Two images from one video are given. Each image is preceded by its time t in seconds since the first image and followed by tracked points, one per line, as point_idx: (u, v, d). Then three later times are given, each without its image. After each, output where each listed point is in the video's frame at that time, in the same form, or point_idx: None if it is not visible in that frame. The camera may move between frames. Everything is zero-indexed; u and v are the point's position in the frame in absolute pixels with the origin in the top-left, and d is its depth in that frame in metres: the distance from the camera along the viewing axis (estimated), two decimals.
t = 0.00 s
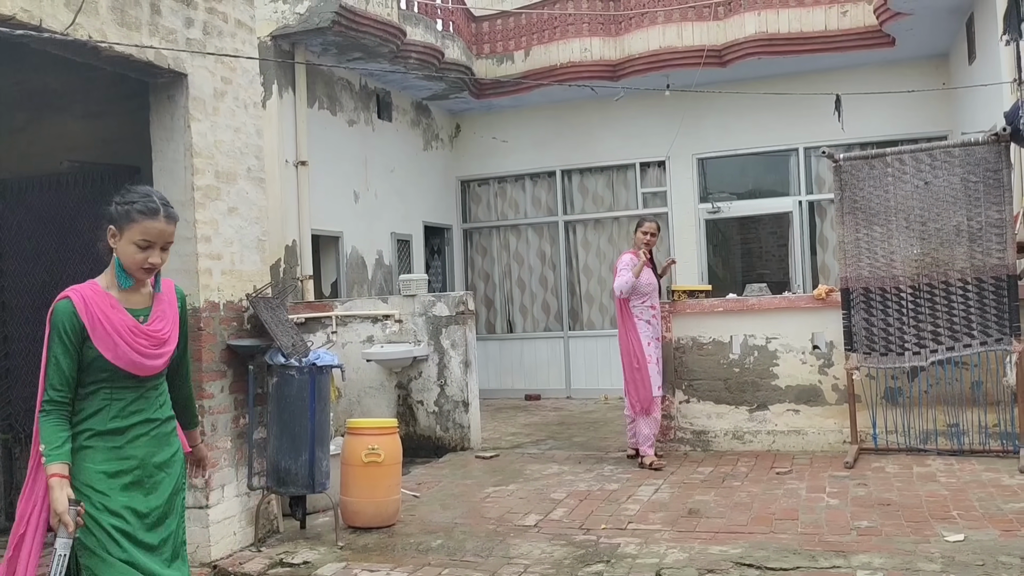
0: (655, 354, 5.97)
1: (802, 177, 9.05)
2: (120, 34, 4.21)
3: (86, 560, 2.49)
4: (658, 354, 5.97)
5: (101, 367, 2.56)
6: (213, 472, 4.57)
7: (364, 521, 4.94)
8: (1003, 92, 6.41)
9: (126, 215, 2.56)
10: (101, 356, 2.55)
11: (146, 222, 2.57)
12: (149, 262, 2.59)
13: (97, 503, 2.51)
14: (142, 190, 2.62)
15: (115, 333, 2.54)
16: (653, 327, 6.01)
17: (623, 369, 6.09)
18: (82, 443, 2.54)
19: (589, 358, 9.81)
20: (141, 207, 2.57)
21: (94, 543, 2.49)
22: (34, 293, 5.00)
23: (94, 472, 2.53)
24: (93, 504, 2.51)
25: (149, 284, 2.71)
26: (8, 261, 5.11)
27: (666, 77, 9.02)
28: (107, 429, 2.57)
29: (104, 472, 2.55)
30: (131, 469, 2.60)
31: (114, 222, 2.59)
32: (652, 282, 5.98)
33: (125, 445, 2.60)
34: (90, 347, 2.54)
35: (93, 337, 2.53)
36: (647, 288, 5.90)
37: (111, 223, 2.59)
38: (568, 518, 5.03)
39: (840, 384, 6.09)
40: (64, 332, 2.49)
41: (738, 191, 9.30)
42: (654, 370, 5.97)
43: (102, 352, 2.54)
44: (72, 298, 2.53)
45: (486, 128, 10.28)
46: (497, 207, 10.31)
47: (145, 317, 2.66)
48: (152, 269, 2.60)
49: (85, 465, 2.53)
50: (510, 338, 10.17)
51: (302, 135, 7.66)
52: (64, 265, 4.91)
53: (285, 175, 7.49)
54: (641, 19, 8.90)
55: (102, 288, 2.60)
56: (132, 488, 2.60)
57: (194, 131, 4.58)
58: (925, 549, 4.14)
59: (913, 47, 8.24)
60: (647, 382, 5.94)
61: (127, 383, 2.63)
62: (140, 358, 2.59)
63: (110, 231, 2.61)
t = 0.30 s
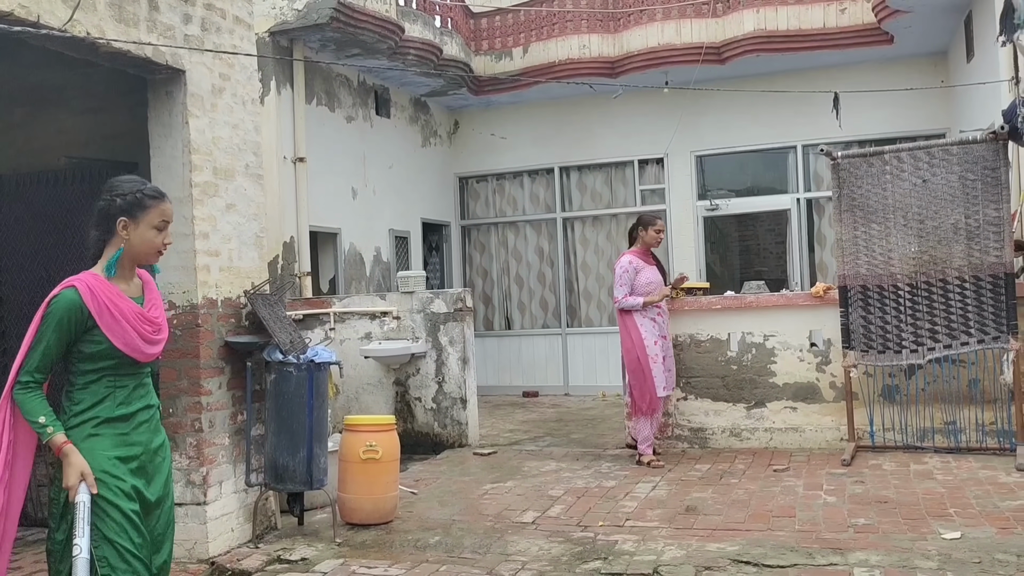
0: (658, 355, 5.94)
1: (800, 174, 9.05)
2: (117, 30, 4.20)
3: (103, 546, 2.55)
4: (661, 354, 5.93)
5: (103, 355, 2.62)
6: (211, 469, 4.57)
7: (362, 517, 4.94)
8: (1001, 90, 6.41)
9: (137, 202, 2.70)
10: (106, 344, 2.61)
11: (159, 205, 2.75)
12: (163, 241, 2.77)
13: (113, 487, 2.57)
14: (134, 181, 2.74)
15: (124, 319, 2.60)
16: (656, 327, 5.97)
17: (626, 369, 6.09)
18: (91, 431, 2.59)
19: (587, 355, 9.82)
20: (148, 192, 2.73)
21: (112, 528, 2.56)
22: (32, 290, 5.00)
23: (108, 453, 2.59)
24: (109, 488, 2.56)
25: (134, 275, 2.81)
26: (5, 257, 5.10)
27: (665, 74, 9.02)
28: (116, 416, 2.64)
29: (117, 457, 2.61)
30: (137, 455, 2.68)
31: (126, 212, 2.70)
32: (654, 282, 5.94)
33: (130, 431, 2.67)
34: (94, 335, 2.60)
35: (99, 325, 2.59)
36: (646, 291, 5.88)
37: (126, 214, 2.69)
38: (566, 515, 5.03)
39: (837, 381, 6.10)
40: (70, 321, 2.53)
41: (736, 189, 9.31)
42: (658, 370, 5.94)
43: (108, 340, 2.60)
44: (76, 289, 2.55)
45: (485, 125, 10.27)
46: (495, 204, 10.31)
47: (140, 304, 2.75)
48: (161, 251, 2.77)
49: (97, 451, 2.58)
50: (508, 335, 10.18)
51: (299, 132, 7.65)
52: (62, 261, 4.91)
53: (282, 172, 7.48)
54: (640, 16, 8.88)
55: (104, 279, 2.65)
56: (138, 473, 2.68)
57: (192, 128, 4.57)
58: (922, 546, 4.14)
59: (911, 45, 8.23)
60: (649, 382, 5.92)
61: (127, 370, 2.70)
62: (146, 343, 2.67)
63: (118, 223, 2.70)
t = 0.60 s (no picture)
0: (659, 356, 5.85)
1: (799, 172, 9.05)
2: (116, 28, 4.18)
3: (107, 545, 2.59)
4: (662, 356, 5.83)
5: (114, 351, 2.65)
6: (211, 467, 4.57)
7: (361, 516, 4.94)
8: (1000, 88, 6.41)
9: (140, 193, 2.73)
10: (122, 338, 2.65)
11: (155, 194, 2.80)
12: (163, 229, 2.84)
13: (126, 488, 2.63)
14: (121, 176, 2.75)
15: (142, 314, 2.69)
16: (662, 328, 5.87)
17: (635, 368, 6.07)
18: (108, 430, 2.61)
19: (586, 354, 9.82)
20: (142, 184, 2.76)
21: (120, 529, 2.60)
22: (31, 288, 5.00)
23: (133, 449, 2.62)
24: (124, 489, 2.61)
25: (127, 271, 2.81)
26: (5, 255, 5.10)
27: (664, 73, 9.02)
28: (129, 414, 2.68)
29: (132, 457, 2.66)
30: (146, 452, 2.71)
31: (135, 206, 2.71)
32: (660, 282, 5.84)
33: (139, 429, 2.71)
34: (110, 329, 2.62)
35: (119, 319, 2.62)
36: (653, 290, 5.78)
37: (137, 207, 2.71)
38: (565, 513, 5.03)
39: (836, 379, 6.10)
40: (93, 314, 2.53)
41: (735, 187, 9.30)
42: (658, 372, 5.86)
43: (125, 334, 2.65)
44: (101, 280, 2.56)
45: (484, 123, 10.26)
46: (494, 202, 10.31)
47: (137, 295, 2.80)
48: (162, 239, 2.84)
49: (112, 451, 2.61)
50: (507, 333, 10.17)
51: (298, 130, 7.64)
52: (61, 260, 4.90)
53: (281, 170, 7.47)
54: (639, 14, 8.88)
55: (119, 274, 2.67)
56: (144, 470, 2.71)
57: (191, 126, 4.56)
58: (922, 544, 4.14)
59: (911, 43, 8.23)
60: (646, 384, 5.87)
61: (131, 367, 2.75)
62: (153, 338, 2.77)
63: (128, 219, 2.70)
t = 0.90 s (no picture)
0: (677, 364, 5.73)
1: (797, 175, 9.06)
2: (114, 32, 4.19)
3: (112, 552, 2.60)
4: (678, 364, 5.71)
5: (117, 353, 2.65)
6: (209, 471, 4.56)
7: (360, 519, 4.94)
8: (997, 91, 6.42)
9: (127, 192, 2.72)
10: (124, 339, 2.66)
11: (142, 191, 2.80)
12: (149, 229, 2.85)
13: (129, 493, 2.67)
14: (108, 175, 2.73)
15: (141, 314, 2.72)
16: (686, 335, 5.73)
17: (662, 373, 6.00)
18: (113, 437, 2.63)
19: (584, 356, 9.82)
20: (129, 182, 2.75)
21: (124, 534, 2.63)
22: (29, 292, 5.00)
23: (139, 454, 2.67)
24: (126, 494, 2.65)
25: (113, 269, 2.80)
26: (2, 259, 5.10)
27: (661, 76, 9.03)
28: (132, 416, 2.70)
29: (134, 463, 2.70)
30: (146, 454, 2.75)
31: (123, 206, 2.71)
32: (688, 287, 5.72)
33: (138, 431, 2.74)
34: (114, 331, 2.63)
35: (123, 319, 2.65)
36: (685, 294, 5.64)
37: (125, 206, 2.70)
38: (564, 516, 5.03)
39: (835, 382, 6.10)
40: (101, 314, 2.54)
41: (733, 190, 9.31)
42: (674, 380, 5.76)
43: (127, 335, 2.67)
44: (107, 280, 2.58)
45: (481, 126, 10.27)
46: (492, 205, 10.31)
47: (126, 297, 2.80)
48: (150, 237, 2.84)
49: (117, 458, 2.63)
50: (505, 336, 10.18)
51: (296, 133, 7.64)
52: (59, 263, 4.91)
53: (279, 173, 7.47)
54: (637, 17, 8.89)
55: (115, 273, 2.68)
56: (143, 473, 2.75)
57: (189, 129, 4.57)
58: (920, 546, 4.15)
59: (907, 46, 8.24)
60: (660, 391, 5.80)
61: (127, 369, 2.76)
62: (149, 339, 2.80)
63: (120, 217, 2.70)
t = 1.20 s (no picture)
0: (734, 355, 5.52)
1: (791, 176, 9.08)
2: (108, 34, 4.18)
3: (116, 555, 2.62)
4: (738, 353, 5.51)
5: (109, 356, 2.66)
6: (203, 474, 4.56)
7: (355, 521, 4.94)
8: (991, 93, 6.44)
9: (112, 193, 2.70)
10: (116, 342, 2.67)
11: (128, 191, 2.79)
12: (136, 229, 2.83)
13: (128, 497, 2.68)
14: (92, 176, 2.71)
15: (131, 315, 2.72)
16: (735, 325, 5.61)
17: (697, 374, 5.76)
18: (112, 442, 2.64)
19: (580, 357, 9.83)
20: (114, 183, 2.73)
21: (126, 538, 2.65)
22: (23, 294, 5.00)
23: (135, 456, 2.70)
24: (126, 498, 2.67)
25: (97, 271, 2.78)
26: None
27: (656, 77, 9.04)
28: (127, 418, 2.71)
29: (132, 467, 2.71)
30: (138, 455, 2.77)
31: (108, 207, 2.70)
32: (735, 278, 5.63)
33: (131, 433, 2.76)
34: (106, 335, 2.64)
35: (114, 322, 2.64)
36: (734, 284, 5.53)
37: (110, 208, 2.69)
38: (559, 518, 5.03)
39: (829, 383, 6.11)
40: (94, 317, 2.54)
41: (728, 191, 9.33)
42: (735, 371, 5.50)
43: (118, 338, 2.67)
44: (98, 283, 2.58)
45: (477, 128, 10.27)
46: (488, 206, 10.32)
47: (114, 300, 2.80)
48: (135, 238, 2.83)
49: (116, 462, 2.65)
50: (501, 337, 10.18)
51: (292, 135, 7.64)
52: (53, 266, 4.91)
53: (274, 175, 7.47)
54: (632, 19, 8.90)
55: (103, 276, 2.67)
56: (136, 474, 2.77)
57: (183, 131, 4.56)
58: (913, 547, 4.16)
59: (901, 47, 8.26)
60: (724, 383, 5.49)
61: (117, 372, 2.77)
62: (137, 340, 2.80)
63: (106, 217, 2.69)
